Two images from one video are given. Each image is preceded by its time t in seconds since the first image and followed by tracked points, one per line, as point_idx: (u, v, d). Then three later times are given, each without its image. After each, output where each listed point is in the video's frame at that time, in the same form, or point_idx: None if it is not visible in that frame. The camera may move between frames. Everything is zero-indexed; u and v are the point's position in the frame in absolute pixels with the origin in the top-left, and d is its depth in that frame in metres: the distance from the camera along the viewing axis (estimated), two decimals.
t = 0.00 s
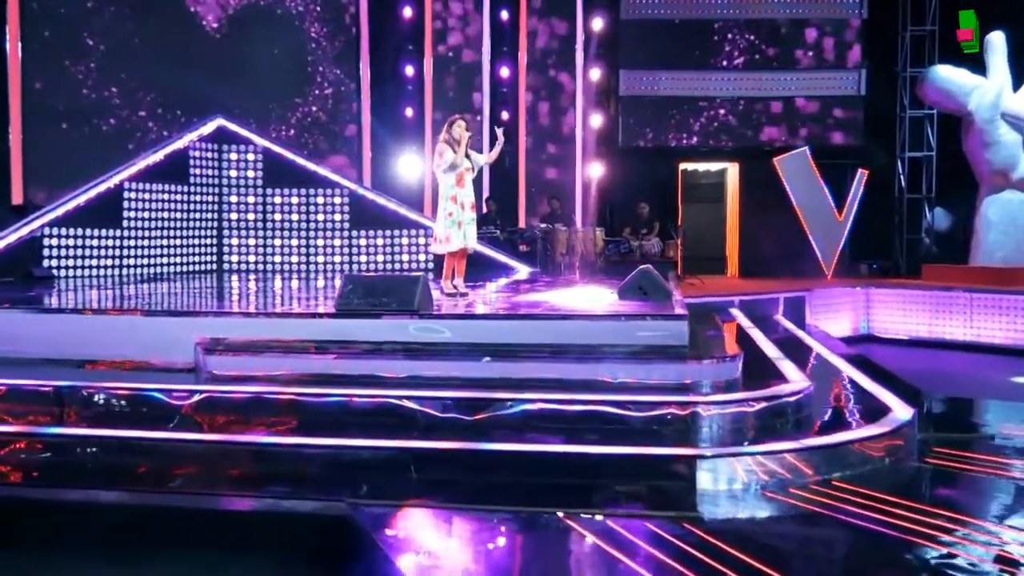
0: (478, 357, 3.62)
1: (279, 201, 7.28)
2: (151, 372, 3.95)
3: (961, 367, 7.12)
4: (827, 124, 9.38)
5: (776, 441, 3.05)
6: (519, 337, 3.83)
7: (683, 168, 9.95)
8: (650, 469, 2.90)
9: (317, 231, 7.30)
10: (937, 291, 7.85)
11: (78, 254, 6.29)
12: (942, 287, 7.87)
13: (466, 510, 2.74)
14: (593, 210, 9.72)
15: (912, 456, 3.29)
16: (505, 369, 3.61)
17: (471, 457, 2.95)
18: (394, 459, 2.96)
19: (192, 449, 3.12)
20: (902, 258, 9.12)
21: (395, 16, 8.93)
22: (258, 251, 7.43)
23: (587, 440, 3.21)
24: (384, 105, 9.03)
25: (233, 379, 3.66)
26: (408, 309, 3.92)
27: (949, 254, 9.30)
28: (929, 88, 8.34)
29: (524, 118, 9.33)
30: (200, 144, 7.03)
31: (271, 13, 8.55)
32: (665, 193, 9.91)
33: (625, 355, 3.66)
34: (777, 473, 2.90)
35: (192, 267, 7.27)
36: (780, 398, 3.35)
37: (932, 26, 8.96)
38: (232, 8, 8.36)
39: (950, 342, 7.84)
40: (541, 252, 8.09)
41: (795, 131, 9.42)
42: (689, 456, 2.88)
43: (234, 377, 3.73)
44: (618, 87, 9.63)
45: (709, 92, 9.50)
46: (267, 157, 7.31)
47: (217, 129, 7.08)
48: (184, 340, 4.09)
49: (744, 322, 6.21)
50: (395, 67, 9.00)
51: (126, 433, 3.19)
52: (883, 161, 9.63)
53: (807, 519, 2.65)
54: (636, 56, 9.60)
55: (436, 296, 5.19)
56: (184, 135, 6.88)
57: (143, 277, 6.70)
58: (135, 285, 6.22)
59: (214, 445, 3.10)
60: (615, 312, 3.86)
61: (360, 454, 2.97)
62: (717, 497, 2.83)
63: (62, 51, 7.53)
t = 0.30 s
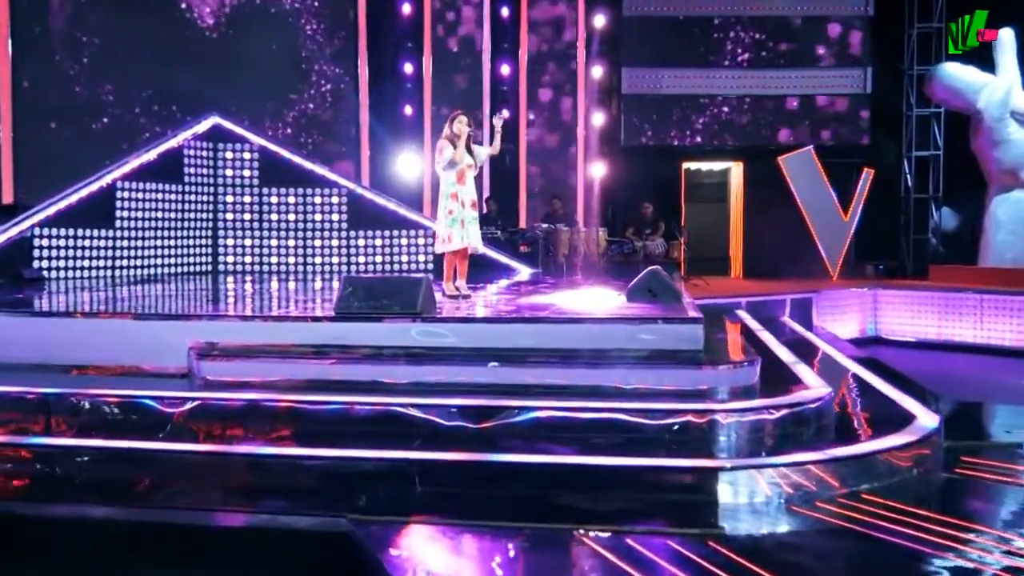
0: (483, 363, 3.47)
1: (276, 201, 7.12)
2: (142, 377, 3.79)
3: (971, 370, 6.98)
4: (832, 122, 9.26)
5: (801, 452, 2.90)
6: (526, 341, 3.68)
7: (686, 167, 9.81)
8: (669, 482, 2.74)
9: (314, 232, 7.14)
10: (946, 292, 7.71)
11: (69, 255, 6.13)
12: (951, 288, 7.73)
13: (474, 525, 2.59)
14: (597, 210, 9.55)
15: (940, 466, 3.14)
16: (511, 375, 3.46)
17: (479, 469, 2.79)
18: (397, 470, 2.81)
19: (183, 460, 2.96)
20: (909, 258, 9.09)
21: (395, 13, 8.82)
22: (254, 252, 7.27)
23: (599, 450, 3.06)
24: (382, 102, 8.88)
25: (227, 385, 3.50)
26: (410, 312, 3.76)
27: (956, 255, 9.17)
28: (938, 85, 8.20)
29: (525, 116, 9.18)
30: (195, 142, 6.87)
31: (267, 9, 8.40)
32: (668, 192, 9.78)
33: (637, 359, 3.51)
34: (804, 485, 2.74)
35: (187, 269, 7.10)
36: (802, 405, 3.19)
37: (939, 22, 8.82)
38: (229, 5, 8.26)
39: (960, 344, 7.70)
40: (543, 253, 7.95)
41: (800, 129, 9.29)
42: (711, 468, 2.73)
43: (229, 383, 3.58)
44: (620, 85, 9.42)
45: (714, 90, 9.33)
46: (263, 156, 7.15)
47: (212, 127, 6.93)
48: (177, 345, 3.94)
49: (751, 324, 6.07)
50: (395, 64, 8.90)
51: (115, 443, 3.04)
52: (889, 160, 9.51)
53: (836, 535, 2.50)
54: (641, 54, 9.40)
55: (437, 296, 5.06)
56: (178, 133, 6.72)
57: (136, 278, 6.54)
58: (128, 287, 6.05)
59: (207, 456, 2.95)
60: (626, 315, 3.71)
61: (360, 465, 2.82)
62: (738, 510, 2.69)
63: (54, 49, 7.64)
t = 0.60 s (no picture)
0: (489, 370, 3.29)
1: (272, 201, 6.94)
2: (132, 385, 3.62)
3: (983, 372, 6.82)
4: (837, 119, 9.10)
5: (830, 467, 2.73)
6: (533, 347, 3.51)
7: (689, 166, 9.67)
8: (690, 499, 2.57)
9: (312, 233, 6.96)
10: (958, 293, 7.55)
11: (60, 256, 5.95)
12: (963, 289, 7.57)
13: (484, 548, 2.41)
14: (602, 208, 9.37)
15: (974, 480, 2.97)
16: (519, 383, 3.28)
17: (487, 485, 2.62)
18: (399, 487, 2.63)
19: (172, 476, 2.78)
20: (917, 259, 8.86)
21: (393, 9, 8.70)
22: (250, 253, 7.10)
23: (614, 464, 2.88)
24: (380, 100, 8.72)
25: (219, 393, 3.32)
26: (412, 316, 3.58)
27: (965, 256, 9.03)
28: (948, 82, 8.04)
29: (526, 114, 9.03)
30: (188, 140, 6.71)
31: (262, 7, 8.34)
32: (671, 192, 9.63)
33: (650, 366, 3.34)
34: (835, 502, 2.57)
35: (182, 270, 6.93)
36: (828, 415, 3.02)
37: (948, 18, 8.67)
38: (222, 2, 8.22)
39: (972, 346, 7.54)
40: (545, 253, 7.81)
41: (805, 128, 9.14)
42: (736, 485, 2.56)
43: (222, 392, 3.41)
44: (623, 83, 9.18)
45: (718, 88, 9.16)
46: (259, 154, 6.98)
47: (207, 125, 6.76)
48: (168, 350, 3.76)
49: (762, 327, 5.91)
50: (393, 61, 8.75)
51: (99, 457, 2.85)
52: (896, 159, 9.35)
53: (871, 556, 2.33)
54: (646, 52, 9.15)
55: (440, 299, 4.90)
56: (172, 131, 6.55)
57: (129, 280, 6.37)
58: (121, 289, 5.88)
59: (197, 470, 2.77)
60: (638, 320, 3.54)
61: (362, 480, 2.64)
62: (762, 530, 2.51)
63: (46, 51, 7.78)
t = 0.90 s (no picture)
0: (493, 378, 3.15)
1: (267, 202, 6.78)
2: (121, 393, 3.46)
3: (994, 376, 6.67)
4: (842, 117, 8.97)
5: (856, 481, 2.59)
6: (539, 353, 3.37)
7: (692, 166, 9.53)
8: (708, 517, 2.44)
9: (308, 234, 6.80)
10: (968, 295, 7.41)
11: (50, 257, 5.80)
12: (973, 291, 7.43)
13: (490, 568, 2.27)
14: (604, 209, 9.23)
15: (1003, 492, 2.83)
16: (525, 391, 3.14)
17: (493, 501, 2.48)
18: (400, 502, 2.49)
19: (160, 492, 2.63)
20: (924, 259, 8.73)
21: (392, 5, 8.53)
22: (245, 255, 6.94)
23: (626, 477, 2.74)
24: (378, 98, 8.57)
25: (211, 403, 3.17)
26: (414, 321, 3.43)
27: (972, 256, 8.90)
28: (957, 79, 7.89)
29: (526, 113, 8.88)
30: (182, 139, 6.56)
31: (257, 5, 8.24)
32: (674, 192, 9.49)
33: (662, 373, 3.20)
34: (861, 519, 2.39)
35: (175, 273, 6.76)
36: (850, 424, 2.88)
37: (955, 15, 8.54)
38: None
39: (981, 349, 7.40)
40: (547, 255, 7.66)
41: (810, 127, 9.00)
42: (757, 500, 2.41)
43: (213, 400, 3.25)
44: (625, 82, 9.08)
45: (721, 86, 9.02)
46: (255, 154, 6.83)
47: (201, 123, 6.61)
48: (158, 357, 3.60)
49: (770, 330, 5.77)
50: (392, 58, 8.59)
51: (84, 471, 2.70)
52: (902, 158, 9.22)
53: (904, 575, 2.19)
54: (648, 50, 9.02)
55: (440, 302, 4.76)
56: (165, 130, 6.40)
57: (121, 283, 6.21)
58: (112, 291, 5.73)
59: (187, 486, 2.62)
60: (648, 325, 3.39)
61: (361, 496, 2.50)
62: (785, 548, 2.34)
63: (25, 45, 7.39)
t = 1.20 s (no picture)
0: (499, 389, 2.98)
1: (261, 203, 6.61)
2: (108, 405, 3.29)
3: (1006, 381, 6.52)
4: (846, 117, 8.82)
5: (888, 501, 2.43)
6: (545, 362, 3.21)
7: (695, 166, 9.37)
8: (730, 540, 2.29)
9: (303, 235, 6.63)
10: (978, 298, 7.26)
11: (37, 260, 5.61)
12: (983, 294, 7.29)
13: None
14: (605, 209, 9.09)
15: None
16: (532, 403, 2.97)
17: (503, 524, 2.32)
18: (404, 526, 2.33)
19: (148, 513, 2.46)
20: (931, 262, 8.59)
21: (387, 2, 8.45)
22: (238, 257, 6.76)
23: (642, 496, 2.59)
24: (376, 95, 8.46)
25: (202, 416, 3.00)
26: (414, 328, 3.27)
27: (978, 259, 8.77)
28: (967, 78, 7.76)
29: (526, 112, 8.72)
30: (175, 138, 6.38)
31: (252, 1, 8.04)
32: (676, 192, 9.37)
33: (676, 383, 3.04)
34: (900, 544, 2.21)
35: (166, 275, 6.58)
36: (877, 439, 2.72)
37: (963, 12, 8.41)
38: None
39: (992, 353, 7.26)
40: (548, 256, 7.50)
41: (814, 126, 8.86)
42: (786, 522, 2.25)
43: (205, 413, 3.09)
44: (626, 80, 8.95)
45: (724, 85, 8.87)
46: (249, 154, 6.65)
47: (194, 122, 6.43)
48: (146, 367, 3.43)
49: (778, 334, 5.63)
50: (388, 57, 8.50)
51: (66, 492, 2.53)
52: (907, 158, 9.08)
53: None
54: (650, 48, 8.88)
55: (440, 307, 4.57)
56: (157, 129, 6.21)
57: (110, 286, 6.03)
58: (101, 295, 5.54)
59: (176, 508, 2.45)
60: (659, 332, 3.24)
61: (362, 519, 2.34)
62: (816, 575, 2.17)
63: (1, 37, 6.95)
